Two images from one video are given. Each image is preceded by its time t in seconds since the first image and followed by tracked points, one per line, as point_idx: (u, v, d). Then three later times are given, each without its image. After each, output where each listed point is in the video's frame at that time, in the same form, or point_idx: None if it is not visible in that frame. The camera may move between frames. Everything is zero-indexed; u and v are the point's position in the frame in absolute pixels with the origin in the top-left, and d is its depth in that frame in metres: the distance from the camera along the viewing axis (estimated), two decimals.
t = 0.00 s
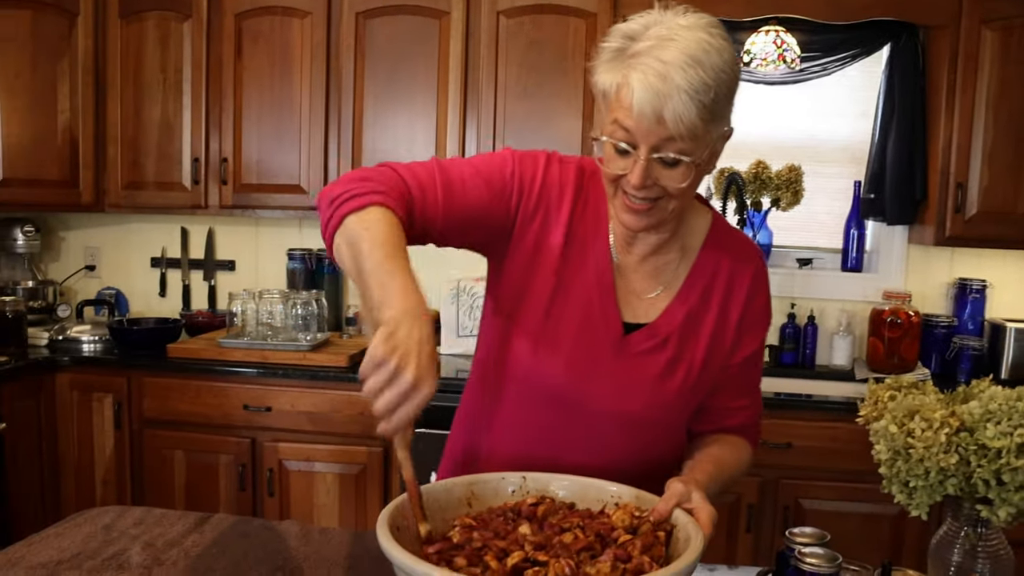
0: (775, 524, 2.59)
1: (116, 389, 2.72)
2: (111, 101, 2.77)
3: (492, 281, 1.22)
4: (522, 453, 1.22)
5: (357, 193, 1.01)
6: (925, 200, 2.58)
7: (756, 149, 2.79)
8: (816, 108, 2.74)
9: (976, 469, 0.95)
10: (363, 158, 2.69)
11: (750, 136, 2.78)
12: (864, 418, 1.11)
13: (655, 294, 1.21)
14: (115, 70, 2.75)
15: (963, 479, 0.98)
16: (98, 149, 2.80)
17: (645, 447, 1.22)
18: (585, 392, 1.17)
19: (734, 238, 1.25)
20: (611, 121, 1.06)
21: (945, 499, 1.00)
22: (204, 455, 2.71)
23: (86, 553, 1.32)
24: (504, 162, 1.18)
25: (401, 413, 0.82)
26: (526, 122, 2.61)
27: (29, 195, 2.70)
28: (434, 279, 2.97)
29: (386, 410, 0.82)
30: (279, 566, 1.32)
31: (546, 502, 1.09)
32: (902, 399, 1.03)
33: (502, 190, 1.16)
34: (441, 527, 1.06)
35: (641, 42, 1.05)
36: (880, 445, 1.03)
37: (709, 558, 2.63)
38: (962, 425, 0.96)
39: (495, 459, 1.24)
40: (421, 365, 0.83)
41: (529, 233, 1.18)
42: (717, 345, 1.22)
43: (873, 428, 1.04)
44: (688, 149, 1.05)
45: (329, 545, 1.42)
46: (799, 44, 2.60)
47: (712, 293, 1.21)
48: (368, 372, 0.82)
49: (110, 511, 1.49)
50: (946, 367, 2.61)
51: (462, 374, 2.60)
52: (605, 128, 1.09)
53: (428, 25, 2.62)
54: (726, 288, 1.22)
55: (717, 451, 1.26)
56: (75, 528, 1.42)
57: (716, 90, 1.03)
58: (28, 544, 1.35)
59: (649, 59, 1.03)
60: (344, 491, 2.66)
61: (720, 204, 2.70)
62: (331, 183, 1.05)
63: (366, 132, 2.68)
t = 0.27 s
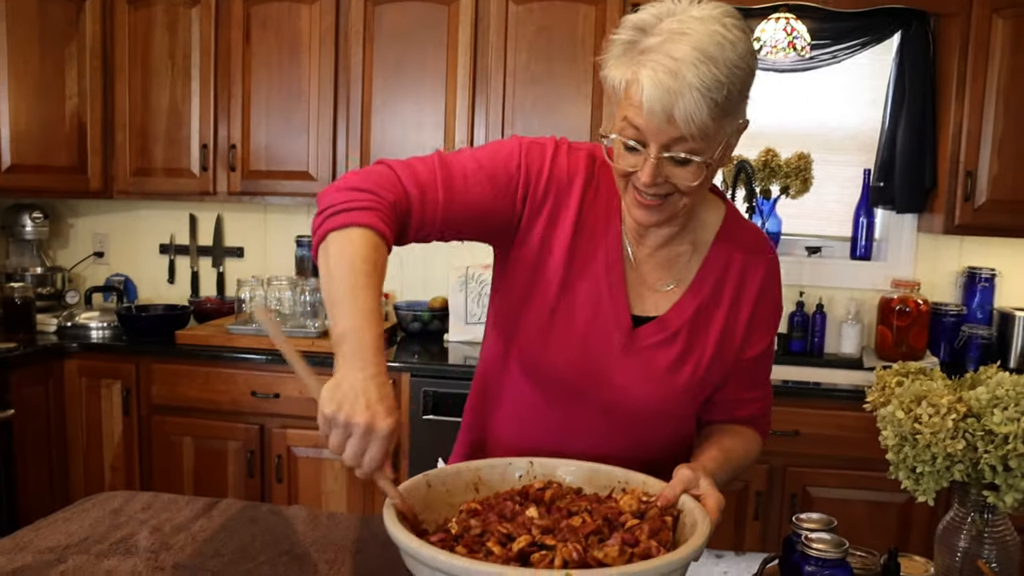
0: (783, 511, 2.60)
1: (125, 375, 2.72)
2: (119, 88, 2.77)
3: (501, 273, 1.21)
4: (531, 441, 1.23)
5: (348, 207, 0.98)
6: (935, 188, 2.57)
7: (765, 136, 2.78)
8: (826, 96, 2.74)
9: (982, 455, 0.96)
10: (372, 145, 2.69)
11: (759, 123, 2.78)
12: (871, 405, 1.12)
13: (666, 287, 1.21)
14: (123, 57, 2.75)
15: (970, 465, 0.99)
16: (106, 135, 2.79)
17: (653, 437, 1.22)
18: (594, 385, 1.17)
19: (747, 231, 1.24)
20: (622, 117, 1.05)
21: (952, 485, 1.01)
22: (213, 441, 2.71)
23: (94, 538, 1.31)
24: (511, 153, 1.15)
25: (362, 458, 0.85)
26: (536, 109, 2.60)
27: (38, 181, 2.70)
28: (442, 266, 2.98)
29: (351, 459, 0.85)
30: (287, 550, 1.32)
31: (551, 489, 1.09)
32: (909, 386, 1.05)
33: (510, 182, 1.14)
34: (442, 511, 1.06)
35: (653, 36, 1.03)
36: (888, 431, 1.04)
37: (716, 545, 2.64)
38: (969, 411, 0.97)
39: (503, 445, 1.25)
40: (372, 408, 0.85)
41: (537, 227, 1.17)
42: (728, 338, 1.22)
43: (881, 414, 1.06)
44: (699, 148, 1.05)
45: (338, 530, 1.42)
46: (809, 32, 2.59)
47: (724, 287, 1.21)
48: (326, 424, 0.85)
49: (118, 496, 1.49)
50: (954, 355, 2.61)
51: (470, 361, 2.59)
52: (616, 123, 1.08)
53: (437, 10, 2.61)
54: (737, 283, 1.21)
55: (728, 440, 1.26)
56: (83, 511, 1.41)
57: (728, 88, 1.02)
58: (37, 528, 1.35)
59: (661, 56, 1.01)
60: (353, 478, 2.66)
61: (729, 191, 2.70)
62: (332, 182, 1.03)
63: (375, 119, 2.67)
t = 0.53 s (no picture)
0: (791, 506, 2.60)
1: (133, 368, 2.72)
2: (128, 82, 2.79)
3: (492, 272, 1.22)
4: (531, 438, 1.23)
5: (337, 225, 1.02)
6: (943, 182, 2.57)
7: (773, 130, 2.79)
8: (833, 90, 2.74)
9: (988, 448, 0.97)
10: (380, 137, 2.69)
11: (766, 117, 2.78)
12: (878, 397, 1.12)
13: (658, 276, 1.21)
14: (133, 50, 2.77)
15: (976, 458, 0.99)
16: (116, 128, 2.81)
17: (654, 431, 1.22)
18: (587, 378, 1.17)
19: (740, 218, 1.23)
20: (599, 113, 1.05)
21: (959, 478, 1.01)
22: (222, 433, 2.71)
23: (103, 529, 1.33)
24: (495, 152, 1.16)
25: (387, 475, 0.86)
26: (544, 101, 2.60)
27: (47, 174, 2.71)
28: (449, 260, 2.99)
29: (374, 476, 0.86)
30: (294, 542, 1.33)
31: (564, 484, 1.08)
32: (915, 379, 1.04)
33: (495, 180, 1.15)
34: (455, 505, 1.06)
35: (623, 29, 1.03)
36: (894, 424, 1.04)
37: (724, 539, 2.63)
38: (975, 404, 0.97)
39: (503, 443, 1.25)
40: (384, 421, 0.86)
41: (525, 222, 1.18)
42: (722, 328, 1.21)
43: (887, 407, 1.06)
44: (677, 138, 1.04)
45: (346, 522, 1.42)
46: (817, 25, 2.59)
47: (716, 276, 1.20)
48: (348, 447, 0.86)
49: (126, 488, 1.49)
50: (962, 349, 2.60)
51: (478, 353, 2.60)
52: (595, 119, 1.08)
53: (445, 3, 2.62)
54: (730, 271, 1.21)
55: (739, 438, 1.23)
56: (92, 504, 1.42)
57: (702, 77, 1.01)
58: (45, 520, 1.36)
59: (632, 48, 1.00)
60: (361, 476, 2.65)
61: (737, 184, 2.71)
62: (321, 200, 1.06)
63: (383, 111, 2.68)
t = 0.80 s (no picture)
0: (799, 502, 2.57)
1: (142, 363, 2.73)
2: (137, 80, 2.80)
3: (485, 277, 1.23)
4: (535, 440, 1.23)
5: (327, 239, 1.06)
6: (951, 177, 2.56)
7: (781, 126, 2.78)
8: (841, 86, 2.74)
9: (997, 444, 0.97)
10: (388, 133, 2.70)
11: (774, 113, 2.78)
12: (885, 393, 1.11)
13: (649, 270, 1.21)
14: (141, 47, 2.78)
15: (984, 454, 0.99)
16: (125, 124, 2.83)
17: (657, 427, 1.21)
18: (584, 374, 1.17)
19: (726, 207, 1.23)
20: (587, 105, 1.04)
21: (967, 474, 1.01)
22: (230, 429, 2.71)
23: (113, 524, 1.34)
24: (477, 158, 1.18)
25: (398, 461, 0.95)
26: (551, 97, 2.60)
27: (57, 170, 2.73)
28: (457, 256, 2.99)
29: (388, 463, 0.95)
30: (303, 537, 1.33)
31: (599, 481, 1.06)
32: (923, 374, 1.04)
33: (481, 184, 1.16)
34: (479, 483, 1.06)
35: (609, 22, 1.03)
36: (902, 420, 1.04)
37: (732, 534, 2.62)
38: (984, 400, 0.97)
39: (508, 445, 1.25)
40: (403, 412, 0.94)
41: (513, 222, 1.19)
42: (717, 318, 1.21)
43: (895, 403, 1.06)
44: (668, 130, 1.04)
45: (355, 517, 1.42)
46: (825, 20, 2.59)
47: (705, 268, 1.20)
48: (363, 439, 0.95)
49: (136, 483, 1.50)
50: (970, 345, 2.60)
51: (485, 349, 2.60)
52: (582, 114, 1.07)
53: None
54: (719, 262, 1.20)
55: (763, 443, 1.14)
56: (102, 499, 1.43)
57: (691, 66, 1.02)
58: (56, 515, 1.37)
59: (621, 40, 1.00)
60: (368, 467, 2.65)
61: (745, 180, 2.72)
62: (310, 220, 1.11)
63: (391, 107, 2.69)
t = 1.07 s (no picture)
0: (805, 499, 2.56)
1: (150, 361, 2.74)
2: (144, 79, 2.81)
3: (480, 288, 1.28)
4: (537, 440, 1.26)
5: (340, 266, 1.19)
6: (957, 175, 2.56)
7: (787, 124, 2.78)
8: (848, 83, 2.74)
9: (1003, 440, 0.97)
10: (395, 131, 2.70)
11: (780, 111, 2.78)
12: (891, 389, 1.12)
13: (638, 265, 1.22)
14: (149, 46, 2.79)
15: (991, 451, 0.99)
16: (133, 123, 2.83)
17: (653, 424, 1.23)
18: (573, 371, 1.21)
19: (714, 199, 1.24)
20: (585, 97, 1.06)
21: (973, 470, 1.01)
22: (237, 426, 2.71)
23: (122, 521, 1.34)
24: (458, 180, 1.25)
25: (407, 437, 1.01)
26: (558, 95, 2.60)
27: (64, 168, 2.73)
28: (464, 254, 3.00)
29: (398, 439, 1.01)
30: (311, 534, 1.33)
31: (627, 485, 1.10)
32: (929, 371, 1.05)
33: (463, 202, 1.24)
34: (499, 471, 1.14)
35: (606, 14, 1.04)
36: (908, 416, 1.04)
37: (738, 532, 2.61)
38: (990, 397, 0.98)
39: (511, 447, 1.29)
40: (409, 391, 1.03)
41: (500, 227, 1.24)
42: (707, 310, 1.21)
43: (900, 399, 1.06)
44: (666, 119, 1.05)
45: (362, 514, 1.42)
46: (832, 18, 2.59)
47: (693, 262, 1.21)
48: (374, 418, 1.02)
49: (144, 481, 1.51)
50: (977, 342, 2.60)
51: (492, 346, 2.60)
52: (580, 106, 1.08)
53: None
54: (707, 254, 1.21)
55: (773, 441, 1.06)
56: (110, 496, 1.44)
57: (689, 56, 1.03)
58: (66, 512, 1.37)
59: (620, 31, 1.01)
60: (375, 463, 2.65)
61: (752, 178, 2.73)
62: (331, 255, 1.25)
63: (397, 106, 2.69)
